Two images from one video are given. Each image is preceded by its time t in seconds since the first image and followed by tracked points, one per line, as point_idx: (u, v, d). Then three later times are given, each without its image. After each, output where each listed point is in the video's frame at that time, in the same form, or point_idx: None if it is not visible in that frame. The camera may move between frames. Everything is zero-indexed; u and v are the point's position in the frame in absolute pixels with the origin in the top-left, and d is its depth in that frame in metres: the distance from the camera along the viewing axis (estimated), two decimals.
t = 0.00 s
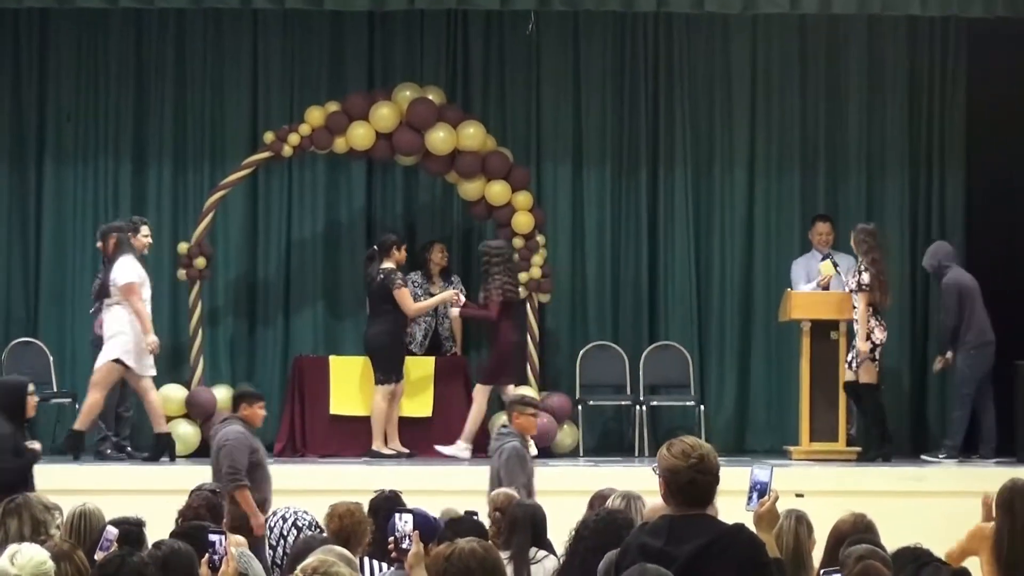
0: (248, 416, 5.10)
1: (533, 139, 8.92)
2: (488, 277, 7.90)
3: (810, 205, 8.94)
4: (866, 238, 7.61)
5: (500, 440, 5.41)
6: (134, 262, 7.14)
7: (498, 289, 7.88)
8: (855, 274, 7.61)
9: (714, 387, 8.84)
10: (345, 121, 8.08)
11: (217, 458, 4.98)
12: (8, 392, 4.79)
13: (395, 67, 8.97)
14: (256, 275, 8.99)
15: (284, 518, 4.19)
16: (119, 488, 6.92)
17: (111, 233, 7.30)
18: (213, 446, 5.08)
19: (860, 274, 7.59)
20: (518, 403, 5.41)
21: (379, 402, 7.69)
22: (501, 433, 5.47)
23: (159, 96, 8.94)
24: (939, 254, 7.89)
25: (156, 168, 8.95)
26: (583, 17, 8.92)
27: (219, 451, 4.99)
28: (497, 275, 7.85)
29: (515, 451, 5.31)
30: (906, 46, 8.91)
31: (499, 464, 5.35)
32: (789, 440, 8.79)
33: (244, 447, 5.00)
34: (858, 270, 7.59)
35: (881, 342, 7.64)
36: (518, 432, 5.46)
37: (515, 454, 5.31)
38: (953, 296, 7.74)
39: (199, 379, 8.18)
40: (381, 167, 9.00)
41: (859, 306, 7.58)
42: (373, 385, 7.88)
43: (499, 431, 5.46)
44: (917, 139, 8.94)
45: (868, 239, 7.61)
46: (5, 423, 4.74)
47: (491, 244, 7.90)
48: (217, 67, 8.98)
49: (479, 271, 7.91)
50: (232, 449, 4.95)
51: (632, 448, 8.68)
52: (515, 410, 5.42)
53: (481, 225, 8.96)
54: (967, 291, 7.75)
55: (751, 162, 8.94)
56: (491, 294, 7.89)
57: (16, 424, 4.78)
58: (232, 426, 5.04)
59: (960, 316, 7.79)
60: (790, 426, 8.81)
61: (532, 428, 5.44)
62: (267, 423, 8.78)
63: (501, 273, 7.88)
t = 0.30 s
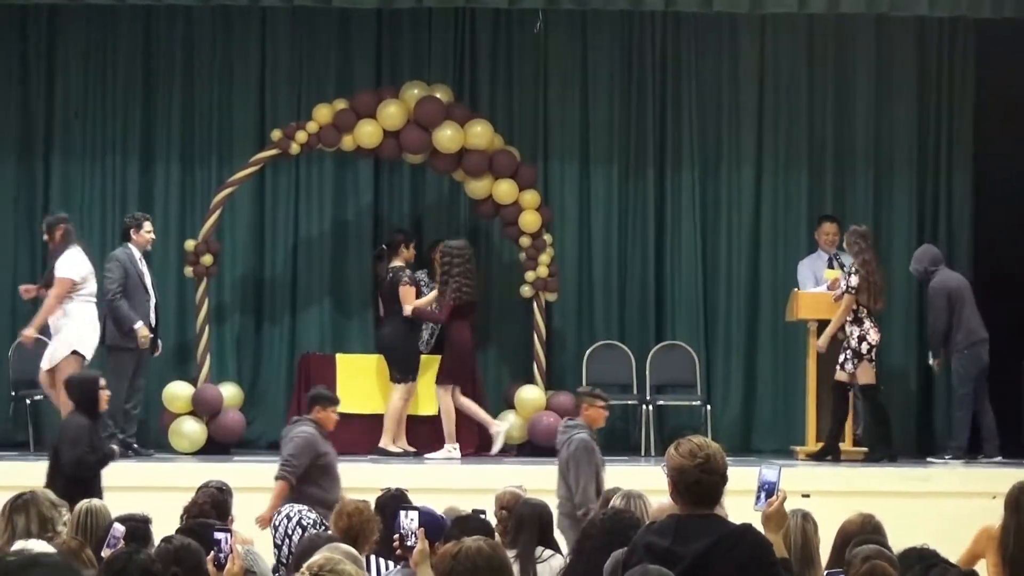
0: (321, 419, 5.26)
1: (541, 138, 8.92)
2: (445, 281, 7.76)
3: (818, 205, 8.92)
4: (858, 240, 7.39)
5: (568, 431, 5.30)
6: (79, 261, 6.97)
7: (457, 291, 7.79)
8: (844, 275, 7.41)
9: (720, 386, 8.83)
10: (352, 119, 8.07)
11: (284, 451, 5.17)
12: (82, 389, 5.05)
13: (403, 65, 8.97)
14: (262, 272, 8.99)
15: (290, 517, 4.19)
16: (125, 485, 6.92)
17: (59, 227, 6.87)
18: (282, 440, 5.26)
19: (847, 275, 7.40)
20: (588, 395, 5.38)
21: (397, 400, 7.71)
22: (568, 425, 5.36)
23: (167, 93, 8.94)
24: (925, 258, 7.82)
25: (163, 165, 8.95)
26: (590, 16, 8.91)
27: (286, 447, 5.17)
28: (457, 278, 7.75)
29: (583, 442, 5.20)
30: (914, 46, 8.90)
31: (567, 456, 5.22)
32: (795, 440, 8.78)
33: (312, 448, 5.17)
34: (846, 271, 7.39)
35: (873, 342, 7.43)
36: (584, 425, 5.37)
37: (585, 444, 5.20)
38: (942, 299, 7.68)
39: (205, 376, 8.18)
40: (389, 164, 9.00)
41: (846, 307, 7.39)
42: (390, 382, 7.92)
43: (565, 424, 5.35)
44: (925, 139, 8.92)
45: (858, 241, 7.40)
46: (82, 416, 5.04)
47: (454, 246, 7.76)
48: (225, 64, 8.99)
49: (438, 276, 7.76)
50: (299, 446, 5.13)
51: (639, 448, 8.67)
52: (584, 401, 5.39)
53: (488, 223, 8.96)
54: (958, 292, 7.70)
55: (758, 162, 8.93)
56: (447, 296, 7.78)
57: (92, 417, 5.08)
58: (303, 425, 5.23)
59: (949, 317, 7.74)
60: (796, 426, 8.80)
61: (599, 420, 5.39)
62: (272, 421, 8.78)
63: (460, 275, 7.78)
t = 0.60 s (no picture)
0: (390, 414, 5.23)
1: (545, 137, 8.92)
2: (403, 281, 7.60)
3: (822, 205, 8.92)
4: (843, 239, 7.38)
5: (636, 440, 5.37)
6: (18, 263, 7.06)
7: (414, 291, 7.61)
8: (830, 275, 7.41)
9: (724, 386, 8.83)
10: (357, 118, 8.08)
11: (361, 455, 5.13)
12: (151, 385, 4.72)
13: (408, 64, 8.98)
14: (267, 270, 9.00)
15: (291, 516, 4.19)
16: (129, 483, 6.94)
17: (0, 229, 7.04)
18: (354, 440, 5.21)
19: (835, 274, 7.38)
20: (654, 401, 5.36)
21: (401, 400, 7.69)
22: (636, 431, 5.41)
23: (172, 91, 8.96)
24: (923, 254, 7.87)
25: (168, 163, 8.97)
26: (595, 16, 8.92)
27: (362, 448, 5.13)
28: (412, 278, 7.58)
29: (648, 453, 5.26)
30: (919, 47, 8.89)
31: (633, 463, 5.31)
32: (798, 441, 8.78)
33: (388, 444, 5.15)
34: (833, 270, 7.39)
35: (850, 344, 7.36)
36: (651, 432, 5.42)
37: (650, 456, 5.27)
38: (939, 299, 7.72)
39: (208, 374, 8.20)
40: (393, 164, 9.01)
41: (830, 305, 7.35)
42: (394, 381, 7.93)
43: (633, 431, 5.41)
44: (929, 140, 8.92)
45: (845, 240, 7.39)
46: (152, 414, 4.74)
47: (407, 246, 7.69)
48: (230, 62, 9.00)
49: (395, 276, 7.60)
50: (377, 447, 5.10)
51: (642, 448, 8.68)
52: (649, 409, 5.35)
53: (492, 223, 8.98)
54: (953, 293, 7.73)
55: (763, 163, 8.93)
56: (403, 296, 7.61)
57: (162, 413, 4.77)
58: (375, 424, 5.19)
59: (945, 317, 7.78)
60: (800, 427, 8.79)
61: (667, 427, 5.39)
62: (276, 418, 8.79)
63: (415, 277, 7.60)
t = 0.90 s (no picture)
0: (454, 417, 5.27)
1: (543, 135, 8.93)
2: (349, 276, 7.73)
3: (819, 205, 8.93)
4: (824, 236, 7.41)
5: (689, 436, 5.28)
6: None
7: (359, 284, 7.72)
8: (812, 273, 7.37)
9: (720, 387, 8.84)
10: (355, 116, 8.08)
11: (424, 455, 5.13)
12: (211, 388, 4.98)
13: (406, 63, 8.98)
14: (263, 268, 9.00)
15: (288, 514, 4.18)
16: (125, 479, 6.95)
17: None
18: (418, 440, 5.21)
19: (818, 271, 7.35)
20: (709, 398, 5.33)
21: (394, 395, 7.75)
22: (688, 426, 5.34)
23: (170, 88, 8.95)
24: (909, 256, 7.95)
25: (166, 160, 8.96)
26: (594, 16, 8.92)
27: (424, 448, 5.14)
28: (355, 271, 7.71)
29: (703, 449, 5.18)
30: (916, 48, 8.91)
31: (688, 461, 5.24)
32: (794, 441, 8.79)
33: (450, 446, 5.16)
34: (815, 268, 7.36)
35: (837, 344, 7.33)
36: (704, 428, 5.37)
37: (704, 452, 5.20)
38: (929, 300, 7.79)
39: (205, 370, 8.20)
40: (391, 162, 9.02)
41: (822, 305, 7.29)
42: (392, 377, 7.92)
43: (687, 426, 5.31)
44: (926, 141, 8.93)
45: (825, 239, 7.40)
46: (210, 418, 4.97)
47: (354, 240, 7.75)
48: (228, 60, 8.99)
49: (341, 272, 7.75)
50: (441, 446, 5.10)
51: (638, 446, 8.69)
52: (705, 404, 5.34)
53: (489, 221, 8.99)
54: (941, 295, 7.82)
55: (760, 163, 8.94)
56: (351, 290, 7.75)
57: (220, 418, 5.01)
58: (437, 425, 5.20)
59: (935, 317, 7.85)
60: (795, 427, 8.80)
61: (720, 424, 5.35)
62: (272, 416, 8.79)
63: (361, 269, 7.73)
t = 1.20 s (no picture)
0: (523, 417, 5.35)
1: (542, 131, 8.93)
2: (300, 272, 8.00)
3: (818, 201, 8.92)
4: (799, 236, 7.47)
5: (743, 435, 5.35)
6: None
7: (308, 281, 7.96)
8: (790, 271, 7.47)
9: (718, 383, 8.85)
10: (354, 112, 8.08)
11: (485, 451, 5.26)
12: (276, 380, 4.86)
13: (405, 58, 8.98)
14: (262, 263, 9.00)
15: (288, 508, 4.20)
16: (123, 474, 6.95)
17: None
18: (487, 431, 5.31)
19: (795, 270, 7.45)
20: (762, 398, 5.41)
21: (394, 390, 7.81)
22: (742, 427, 5.42)
23: (169, 84, 8.95)
24: (899, 249, 7.90)
25: (164, 155, 8.96)
26: (592, 12, 8.92)
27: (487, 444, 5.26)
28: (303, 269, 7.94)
29: (758, 445, 5.25)
30: (914, 44, 8.90)
31: (742, 458, 5.29)
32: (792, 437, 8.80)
33: (510, 447, 5.25)
34: (792, 267, 7.45)
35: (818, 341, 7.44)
36: (758, 428, 5.43)
37: (759, 448, 5.26)
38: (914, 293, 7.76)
39: (203, 365, 8.20)
40: (389, 157, 9.02)
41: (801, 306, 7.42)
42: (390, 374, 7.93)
43: (741, 426, 5.40)
44: (925, 138, 8.93)
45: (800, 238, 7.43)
46: (277, 409, 4.87)
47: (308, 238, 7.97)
48: (226, 55, 8.99)
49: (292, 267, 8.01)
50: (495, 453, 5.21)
51: (636, 442, 8.69)
52: (757, 404, 5.39)
53: (488, 217, 8.99)
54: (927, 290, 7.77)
55: (759, 159, 8.94)
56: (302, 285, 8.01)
57: (288, 408, 4.89)
58: (505, 425, 5.29)
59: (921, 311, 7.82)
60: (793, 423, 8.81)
61: (773, 423, 5.41)
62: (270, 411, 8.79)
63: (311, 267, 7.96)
